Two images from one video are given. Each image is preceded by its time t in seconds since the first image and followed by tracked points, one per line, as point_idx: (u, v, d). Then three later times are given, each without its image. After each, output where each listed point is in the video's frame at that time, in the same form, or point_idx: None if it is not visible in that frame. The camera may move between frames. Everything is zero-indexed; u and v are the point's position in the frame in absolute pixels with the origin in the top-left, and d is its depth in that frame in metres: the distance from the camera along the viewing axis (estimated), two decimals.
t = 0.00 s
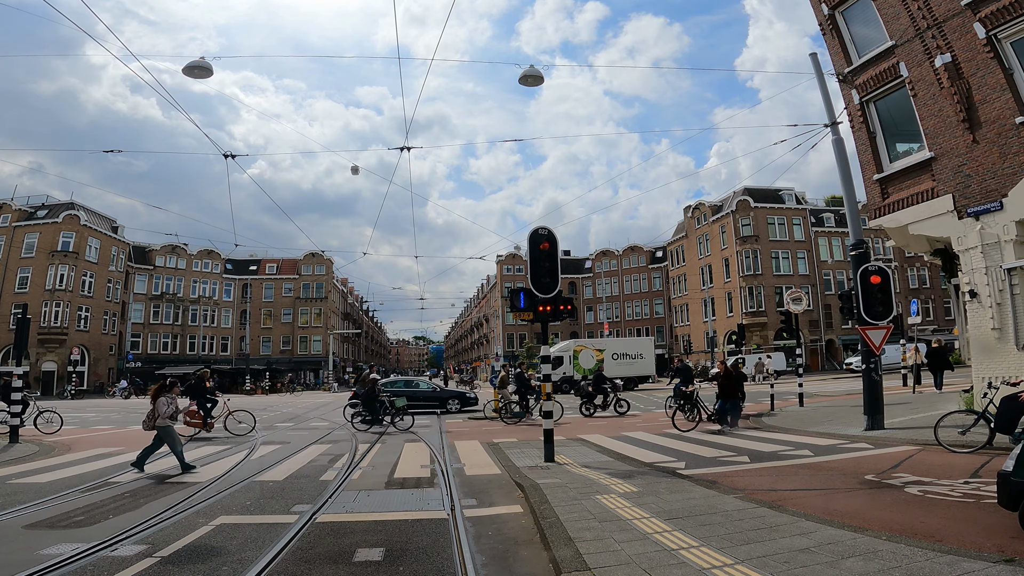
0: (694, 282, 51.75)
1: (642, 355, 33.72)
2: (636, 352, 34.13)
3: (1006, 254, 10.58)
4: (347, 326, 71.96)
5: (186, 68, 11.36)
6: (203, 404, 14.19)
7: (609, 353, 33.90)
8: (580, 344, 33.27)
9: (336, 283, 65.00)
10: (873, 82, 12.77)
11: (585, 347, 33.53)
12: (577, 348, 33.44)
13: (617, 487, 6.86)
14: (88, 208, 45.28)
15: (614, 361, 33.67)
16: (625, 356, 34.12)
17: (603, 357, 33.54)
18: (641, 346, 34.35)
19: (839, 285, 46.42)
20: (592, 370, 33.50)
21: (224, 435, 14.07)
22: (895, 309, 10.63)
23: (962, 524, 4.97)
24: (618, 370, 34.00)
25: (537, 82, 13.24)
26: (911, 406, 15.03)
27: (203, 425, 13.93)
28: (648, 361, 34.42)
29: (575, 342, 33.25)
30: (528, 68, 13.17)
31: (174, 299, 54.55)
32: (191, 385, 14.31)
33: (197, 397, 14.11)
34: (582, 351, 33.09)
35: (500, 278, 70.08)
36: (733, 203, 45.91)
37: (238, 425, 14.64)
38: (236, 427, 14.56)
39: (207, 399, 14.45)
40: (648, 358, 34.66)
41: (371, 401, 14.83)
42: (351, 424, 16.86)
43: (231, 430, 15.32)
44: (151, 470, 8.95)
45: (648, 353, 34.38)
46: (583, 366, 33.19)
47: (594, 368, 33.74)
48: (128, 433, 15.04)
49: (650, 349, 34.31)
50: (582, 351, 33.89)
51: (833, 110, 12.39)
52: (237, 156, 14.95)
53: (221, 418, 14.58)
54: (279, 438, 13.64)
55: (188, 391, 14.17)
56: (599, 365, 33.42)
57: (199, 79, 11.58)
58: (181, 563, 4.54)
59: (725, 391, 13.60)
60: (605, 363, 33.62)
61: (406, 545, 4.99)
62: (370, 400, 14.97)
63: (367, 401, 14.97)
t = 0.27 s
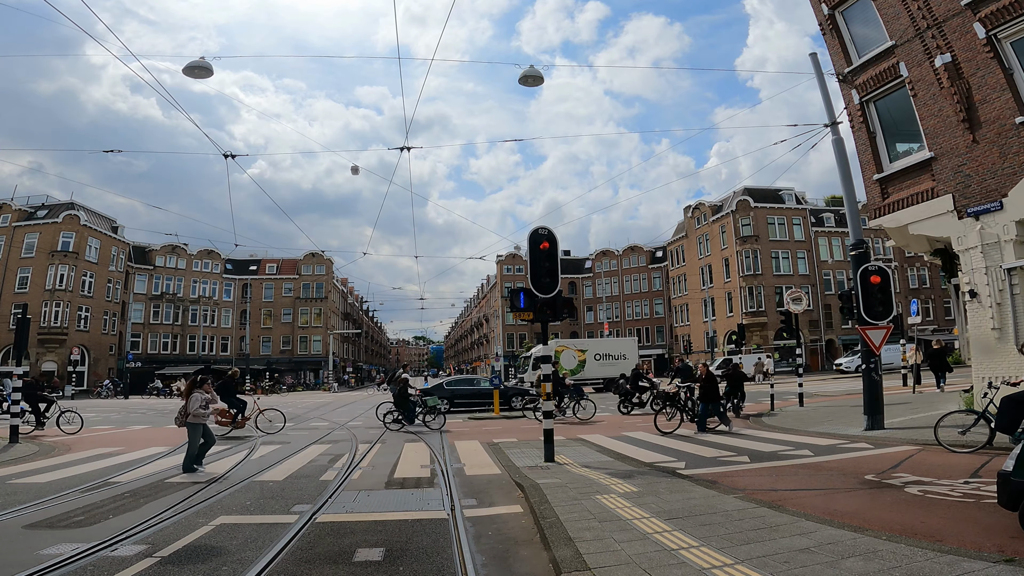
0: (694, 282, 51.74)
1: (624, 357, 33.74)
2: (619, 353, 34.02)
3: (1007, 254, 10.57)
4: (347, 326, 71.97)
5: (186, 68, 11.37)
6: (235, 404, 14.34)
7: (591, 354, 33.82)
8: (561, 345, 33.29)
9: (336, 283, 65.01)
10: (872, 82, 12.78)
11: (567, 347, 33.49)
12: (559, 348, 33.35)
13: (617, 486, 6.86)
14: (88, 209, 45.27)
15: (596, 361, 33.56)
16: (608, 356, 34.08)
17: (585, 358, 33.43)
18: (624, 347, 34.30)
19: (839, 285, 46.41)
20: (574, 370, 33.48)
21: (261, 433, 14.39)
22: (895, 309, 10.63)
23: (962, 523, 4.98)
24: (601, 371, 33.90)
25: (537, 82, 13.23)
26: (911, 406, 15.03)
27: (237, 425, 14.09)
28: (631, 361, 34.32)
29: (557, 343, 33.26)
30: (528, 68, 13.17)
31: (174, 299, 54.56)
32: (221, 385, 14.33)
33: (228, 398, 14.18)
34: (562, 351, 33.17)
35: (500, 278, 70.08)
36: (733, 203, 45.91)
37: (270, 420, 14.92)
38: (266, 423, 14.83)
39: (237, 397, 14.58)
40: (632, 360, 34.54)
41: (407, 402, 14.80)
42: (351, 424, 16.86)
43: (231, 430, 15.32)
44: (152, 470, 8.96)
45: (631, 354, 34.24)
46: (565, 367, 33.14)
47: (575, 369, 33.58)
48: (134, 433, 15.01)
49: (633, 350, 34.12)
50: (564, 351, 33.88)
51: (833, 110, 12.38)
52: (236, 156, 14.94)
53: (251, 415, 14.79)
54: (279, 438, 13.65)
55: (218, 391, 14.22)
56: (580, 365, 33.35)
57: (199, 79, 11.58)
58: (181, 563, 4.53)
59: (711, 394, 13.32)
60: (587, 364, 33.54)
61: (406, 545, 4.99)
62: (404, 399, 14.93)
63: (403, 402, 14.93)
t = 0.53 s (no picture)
0: (694, 282, 51.75)
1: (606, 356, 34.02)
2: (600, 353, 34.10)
3: (1006, 254, 10.58)
4: (347, 326, 71.98)
5: (187, 68, 11.37)
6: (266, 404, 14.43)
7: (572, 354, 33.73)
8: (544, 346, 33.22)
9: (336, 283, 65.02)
10: (873, 82, 12.77)
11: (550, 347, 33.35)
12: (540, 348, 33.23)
13: (617, 487, 6.86)
14: (88, 208, 45.27)
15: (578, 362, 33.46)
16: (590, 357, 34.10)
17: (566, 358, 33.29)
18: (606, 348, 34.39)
19: (839, 285, 46.42)
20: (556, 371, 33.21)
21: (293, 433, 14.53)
22: (895, 309, 10.63)
23: (962, 524, 4.97)
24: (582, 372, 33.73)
25: (538, 82, 13.24)
26: (911, 406, 15.03)
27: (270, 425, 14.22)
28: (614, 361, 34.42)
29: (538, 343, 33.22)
30: (528, 68, 13.17)
31: (174, 299, 54.56)
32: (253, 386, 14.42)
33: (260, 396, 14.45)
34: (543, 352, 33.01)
35: (500, 278, 70.09)
36: (733, 203, 45.92)
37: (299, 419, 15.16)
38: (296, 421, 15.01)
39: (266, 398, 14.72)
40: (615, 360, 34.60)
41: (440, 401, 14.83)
42: (350, 424, 16.86)
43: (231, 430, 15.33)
44: (151, 470, 8.96)
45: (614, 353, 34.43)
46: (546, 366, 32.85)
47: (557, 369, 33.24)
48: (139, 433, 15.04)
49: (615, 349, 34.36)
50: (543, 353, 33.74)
51: (833, 110, 12.38)
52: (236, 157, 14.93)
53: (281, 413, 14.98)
54: (279, 438, 13.64)
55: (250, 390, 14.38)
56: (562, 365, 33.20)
57: (199, 79, 11.58)
58: (181, 563, 4.54)
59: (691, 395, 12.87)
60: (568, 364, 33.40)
61: (406, 545, 4.99)
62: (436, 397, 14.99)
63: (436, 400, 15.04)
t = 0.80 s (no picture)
0: (694, 282, 51.74)
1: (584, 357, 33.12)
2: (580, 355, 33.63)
3: (1006, 254, 10.58)
4: (347, 326, 71.98)
5: (187, 69, 11.37)
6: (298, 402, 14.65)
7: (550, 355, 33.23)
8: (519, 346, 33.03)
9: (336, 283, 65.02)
10: (873, 82, 12.77)
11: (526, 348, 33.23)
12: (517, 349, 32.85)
13: (617, 486, 6.86)
14: (88, 209, 45.27)
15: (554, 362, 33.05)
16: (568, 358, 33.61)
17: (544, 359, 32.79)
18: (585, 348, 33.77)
19: (839, 285, 46.42)
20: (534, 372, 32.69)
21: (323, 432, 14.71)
22: (895, 309, 10.63)
23: (963, 524, 4.97)
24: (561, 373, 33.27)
25: (538, 81, 13.24)
26: (912, 406, 15.03)
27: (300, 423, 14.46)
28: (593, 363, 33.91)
29: (515, 344, 32.79)
30: (528, 68, 13.17)
31: (174, 299, 54.56)
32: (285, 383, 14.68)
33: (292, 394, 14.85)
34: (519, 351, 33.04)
35: (500, 278, 70.10)
36: (733, 203, 45.92)
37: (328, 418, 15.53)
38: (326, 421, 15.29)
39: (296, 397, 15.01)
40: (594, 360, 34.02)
41: (474, 401, 15.06)
42: (350, 425, 16.85)
43: (231, 430, 15.32)
44: (151, 470, 8.96)
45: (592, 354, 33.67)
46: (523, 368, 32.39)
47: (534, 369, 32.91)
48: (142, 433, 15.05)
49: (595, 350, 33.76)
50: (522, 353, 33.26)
51: (833, 110, 12.39)
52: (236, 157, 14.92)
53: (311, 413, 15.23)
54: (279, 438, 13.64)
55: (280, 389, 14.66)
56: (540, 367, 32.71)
57: (199, 79, 11.58)
58: (181, 563, 4.54)
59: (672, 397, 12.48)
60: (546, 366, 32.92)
61: (406, 545, 4.99)
62: (468, 398, 15.22)
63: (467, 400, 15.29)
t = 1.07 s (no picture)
0: (694, 282, 51.73)
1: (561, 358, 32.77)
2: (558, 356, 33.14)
3: (1007, 254, 10.58)
4: (347, 326, 71.97)
5: (187, 69, 11.36)
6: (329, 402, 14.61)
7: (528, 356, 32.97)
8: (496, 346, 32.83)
9: (336, 283, 65.01)
10: (873, 82, 12.77)
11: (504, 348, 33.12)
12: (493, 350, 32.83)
13: (617, 486, 6.86)
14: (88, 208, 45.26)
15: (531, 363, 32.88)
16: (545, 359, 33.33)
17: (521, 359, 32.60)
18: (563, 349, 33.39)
19: (839, 285, 46.42)
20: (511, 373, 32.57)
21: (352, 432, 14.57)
22: (895, 309, 10.63)
23: (963, 524, 4.97)
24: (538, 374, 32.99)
25: (537, 81, 13.24)
26: (911, 406, 15.04)
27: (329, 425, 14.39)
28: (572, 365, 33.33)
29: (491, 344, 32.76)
30: (528, 68, 13.17)
31: (174, 299, 54.57)
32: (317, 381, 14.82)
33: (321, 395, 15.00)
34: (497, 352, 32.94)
35: (500, 278, 70.11)
36: (733, 203, 45.94)
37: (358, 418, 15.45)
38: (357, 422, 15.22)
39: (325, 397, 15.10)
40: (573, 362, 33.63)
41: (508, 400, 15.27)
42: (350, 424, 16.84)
43: (230, 430, 15.32)
44: (151, 470, 8.96)
45: (570, 355, 33.28)
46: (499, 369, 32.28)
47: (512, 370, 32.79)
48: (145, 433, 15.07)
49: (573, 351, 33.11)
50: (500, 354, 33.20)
51: (833, 110, 12.39)
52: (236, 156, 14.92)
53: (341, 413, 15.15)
54: (279, 438, 13.63)
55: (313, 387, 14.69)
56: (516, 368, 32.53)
57: (199, 79, 11.58)
58: (181, 563, 4.53)
59: (651, 398, 12.03)
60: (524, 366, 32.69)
61: (406, 545, 4.99)
62: (498, 396, 15.45)
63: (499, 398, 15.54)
